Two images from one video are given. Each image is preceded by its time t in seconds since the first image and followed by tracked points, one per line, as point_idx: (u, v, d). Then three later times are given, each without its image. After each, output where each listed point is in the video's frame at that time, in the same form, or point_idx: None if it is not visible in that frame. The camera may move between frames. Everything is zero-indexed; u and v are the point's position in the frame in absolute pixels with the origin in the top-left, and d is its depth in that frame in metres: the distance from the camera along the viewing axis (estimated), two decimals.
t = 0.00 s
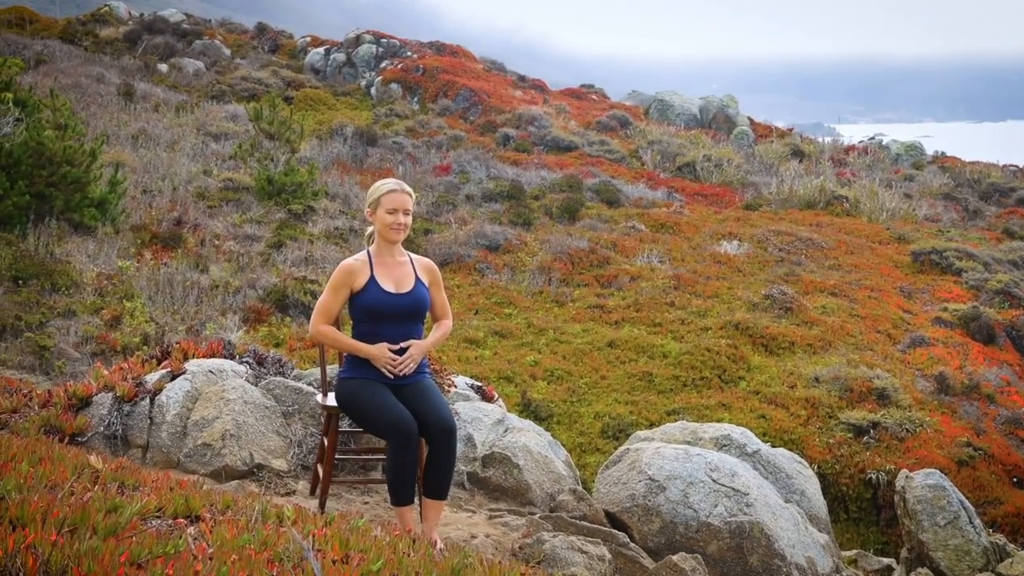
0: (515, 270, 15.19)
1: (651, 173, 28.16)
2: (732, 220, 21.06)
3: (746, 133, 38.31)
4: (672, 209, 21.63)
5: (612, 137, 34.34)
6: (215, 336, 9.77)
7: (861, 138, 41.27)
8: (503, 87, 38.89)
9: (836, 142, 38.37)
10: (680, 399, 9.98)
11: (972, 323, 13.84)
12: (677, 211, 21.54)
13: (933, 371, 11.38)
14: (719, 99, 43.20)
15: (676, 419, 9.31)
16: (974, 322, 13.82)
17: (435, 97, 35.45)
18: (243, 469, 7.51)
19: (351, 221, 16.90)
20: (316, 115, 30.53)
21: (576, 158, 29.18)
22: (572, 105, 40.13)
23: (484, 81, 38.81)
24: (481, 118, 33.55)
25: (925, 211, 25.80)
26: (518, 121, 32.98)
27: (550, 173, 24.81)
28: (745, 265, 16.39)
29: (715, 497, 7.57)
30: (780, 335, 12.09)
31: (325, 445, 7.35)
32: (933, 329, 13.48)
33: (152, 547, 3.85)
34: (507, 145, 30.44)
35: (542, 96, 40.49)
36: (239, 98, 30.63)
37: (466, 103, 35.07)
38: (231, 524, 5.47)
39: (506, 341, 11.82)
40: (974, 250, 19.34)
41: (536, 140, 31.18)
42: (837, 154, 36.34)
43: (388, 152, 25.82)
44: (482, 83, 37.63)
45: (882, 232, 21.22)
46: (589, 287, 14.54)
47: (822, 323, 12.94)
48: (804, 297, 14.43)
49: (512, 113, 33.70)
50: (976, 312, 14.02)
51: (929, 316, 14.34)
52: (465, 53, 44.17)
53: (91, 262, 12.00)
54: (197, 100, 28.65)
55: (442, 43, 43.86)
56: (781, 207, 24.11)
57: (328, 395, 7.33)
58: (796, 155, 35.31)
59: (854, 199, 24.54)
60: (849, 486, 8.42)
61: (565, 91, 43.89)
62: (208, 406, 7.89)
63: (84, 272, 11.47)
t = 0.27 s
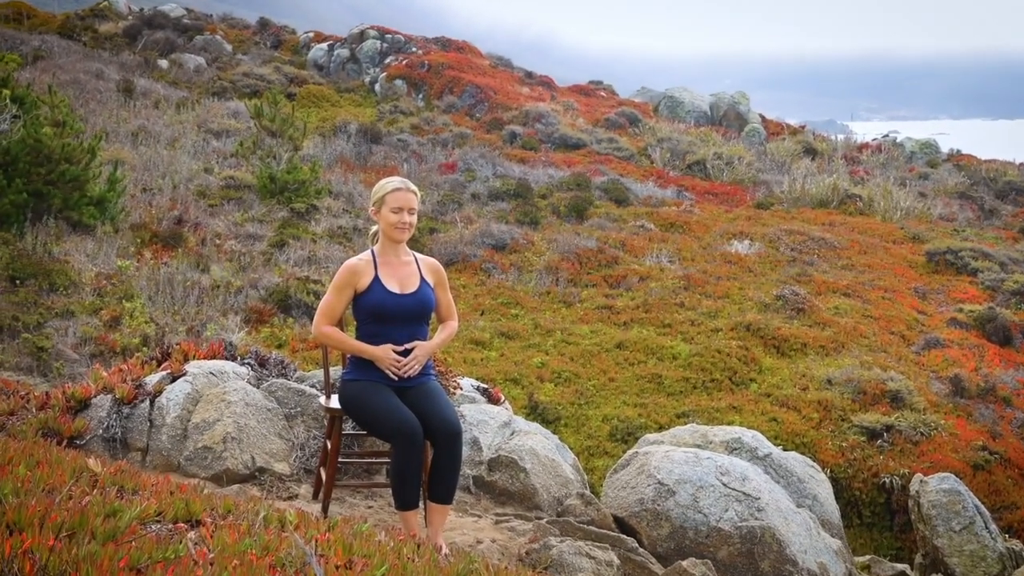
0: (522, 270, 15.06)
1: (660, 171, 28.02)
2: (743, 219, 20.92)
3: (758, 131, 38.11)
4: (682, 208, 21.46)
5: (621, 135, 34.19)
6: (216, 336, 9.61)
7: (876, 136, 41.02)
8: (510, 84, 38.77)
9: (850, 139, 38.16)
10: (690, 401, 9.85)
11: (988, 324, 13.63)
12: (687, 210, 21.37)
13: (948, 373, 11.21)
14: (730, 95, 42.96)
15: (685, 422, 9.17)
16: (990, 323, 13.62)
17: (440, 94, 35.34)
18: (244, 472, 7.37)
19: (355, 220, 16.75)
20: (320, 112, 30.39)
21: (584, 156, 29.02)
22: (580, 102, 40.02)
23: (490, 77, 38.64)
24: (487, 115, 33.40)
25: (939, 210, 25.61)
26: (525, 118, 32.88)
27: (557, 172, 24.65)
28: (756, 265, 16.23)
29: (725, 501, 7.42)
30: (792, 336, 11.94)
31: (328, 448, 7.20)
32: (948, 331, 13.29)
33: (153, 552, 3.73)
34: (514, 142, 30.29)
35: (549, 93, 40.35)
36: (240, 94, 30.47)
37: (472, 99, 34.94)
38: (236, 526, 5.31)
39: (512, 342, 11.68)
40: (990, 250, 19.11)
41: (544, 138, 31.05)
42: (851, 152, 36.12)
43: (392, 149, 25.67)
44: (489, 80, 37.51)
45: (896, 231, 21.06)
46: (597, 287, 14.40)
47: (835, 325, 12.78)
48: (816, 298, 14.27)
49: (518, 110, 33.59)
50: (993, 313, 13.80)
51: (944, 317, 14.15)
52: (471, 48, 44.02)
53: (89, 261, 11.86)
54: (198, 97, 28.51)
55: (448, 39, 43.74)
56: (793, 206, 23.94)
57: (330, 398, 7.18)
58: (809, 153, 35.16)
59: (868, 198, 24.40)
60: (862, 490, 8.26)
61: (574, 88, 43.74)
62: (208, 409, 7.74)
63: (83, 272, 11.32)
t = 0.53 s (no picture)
0: (527, 270, 14.91)
1: (668, 169, 27.89)
2: (752, 218, 20.78)
3: (768, 128, 37.92)
4: (690, 207, 21.30)
5: (627, 132, 34.05)
6: (215, 337, 9.47)
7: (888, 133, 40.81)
8: (514, 81, 38.65)
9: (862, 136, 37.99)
10: (698, 404, 9.71)
11: (1003, 326, 13.47)
12: (695, 209, 21.20)
13: (961, 375, 11.06)
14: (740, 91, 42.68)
15: (693, 425, 9.03)
16: (1005, 324, 13.45)
17: (444, 90, 35.22)
18: (244, 476, 7.22)
19: (356, 219, 16.60)
20: (321, 109, 30.24)
21: (590, 154, 28.88)
22: (586, 98, 39.90)
23: (494, 74, 38.45)
24: (491, 112, 33.26)
25: (952, 209, 25.47)
26: (530, 114, 32.77)
27: (563, 170, 24.51)
28: (765, 265, 16.08)
29: (735, 506, 7.27)
30: (802, 338, 11.80)
31: (329, 452, 7.05)
32: (961, 333, 13.13)
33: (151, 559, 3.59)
34: (518, 139, 30.16)
35: (555, 89, 40.18)
36: (240, 91, 30.31)
37: (477, 96, 34.84)
38: (236, 530, 5.17)
39: (517, 344, 11.54)
40: (1004, 250, 18.93)
41: (549, 135, 30.93)
42: (862, 149, 35.95)
43: (395, 147, 25.51)
44: (493, 76, 37.37)
45: (908, 231, 20.93)
46: (604, 287, 14.25)
47: (846, 326, 12.62)
48: (827, 299, 14.12)
49: (523, 107, 33.48)
50: (1008, 314, 13.63)
51: (958, 318, 14.00)
52: (475, 43, 43.84)
53: (86, 261, 11.71)
54: (197, 93, 28.34)
55: (451, 35, 43.59)
56: (803, 205, 23.81)
57: (331, 400, 7.03)
58: (819, 151, 35.04)
59: (879, 197, 24.27)
60: (873, 494, 8.12)
61: (580, 84, 43.55)
62: (207, 411, 7.59)
63: (80, 272, 11.17)
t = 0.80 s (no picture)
0: (530, 270, 14.77)
1: (673, 167, 27.75)
2: (760, 216, 20.64)
3: (776, 127, 37.74)
4: (696, 206, 21.15)
5: (633, 129, 33.91)
6: (213, 338, 9.32)
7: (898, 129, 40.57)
8: (518, 76, 38.50)
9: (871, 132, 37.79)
10: (705, 406, 9.58)
11: (1016, 326, 13.32)
12: (702, 207, 21.05)
13: (973, 377, 10.92)
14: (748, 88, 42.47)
15: (700, 428, 8.90)
16: (1017, 325, 13.30)
17: (445, 87, 35.09)
18: (242, 480, 7.07)
19: (357, 218, 16.45)
20: (321, 106, 30.08)
21: (595, 152, 28.75)
22: (591, 95, 39.77)
23: (497, 69, 38.30)
24: (494, 109, 33.11)
25: (964, 209, 25.32)
26: (534, 111, 32.66)
27: (567, 168, 24.36)
28: (773, 265, 15.94)
29: (742, 510, 7.12)
30: (811, 339, 11.66)
31: (329, 455, 6.90)
32: (973, 334, 12.98)
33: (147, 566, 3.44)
34: (522, 136, 30.02)
35: (559, 85, 40.02)
36: (238, 87, 30.15)
37: (479, 93, 34.73)
38: (235, 531, 5.01)
39: (520, 345, 11.40)
40: (1017, 249, 18.76)
41: (553, 132, 30.80)
42: (872, 146, 35.77)
43: (395, 144, 25.36)
44: (496, 72, 37.21)
45: (919, 229, 20.80)
46: (609, 288, 14.11)
47: (855, 327, 12.49)
48: (836, 300, 13.98)
49: (527, 103, 33.37)
50: (1022, 315, 13.46)
51: (969, 319, 13.85)
52: (477, 39, 43.67)
53: (81, 260, 11.57)
54: (194, 89, 28.17)
55: (453, 30, 43.41)
56: (812, 204, 23.67)
57: (330, 402, 6.88)
58: (828, 148, 34.90)
59: (889, 195, 24.15)
60: (882, 499, 7.97)
61: (584, 81, 43.41)
62: (204, 413, 7.44)
63: (74, 271, 11.03)
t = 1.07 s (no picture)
0: (532, 270, 14.62)
1: (678, 165, 27.62)
2: (766, 215, 20.50)
3: (783, 123, 37.42)
4: (701, 205, 21.02)
5: (636, 126, 33.76)
6: (209, 339, 9.19)
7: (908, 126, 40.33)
8: (519, 73, 38.35)
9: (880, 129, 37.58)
10: (710, 408, 9.45)
11: None
12: (707, 206, 20.92)
13: (983, 379, 10.79)
14: (754, 85, 42.27)
15: (705, 430, 8.77)
16: None
17: (446, 83, 34.95)
18: (238, 483, 6.94)
19: (355, 217, 16.31)
20: (320, 102, 29.93)
21: (598, 149, 28.61)
22: (594, 91, 39.62)
23: (498, 65, 38.16)
24: (495, 106, 32.97)
25: (974, 207, 25.15)
26: (536, 108, 32.54)
27: (570, 166, 24.23)
28: (780, 265, 15.80)
29: (748, 515, 6.98)
30: (818, 340, 11.53)
31: (327, 459, 6.77)
32: (983, 335, 12.85)
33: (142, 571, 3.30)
34: (524, 134, 29.88)
35: (561, 81, 39.88)
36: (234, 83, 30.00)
37: (480, 89, 34.57)
38: (232, 535, 4.86)
39: (522, 346, 11.27)
40: None
41: (555, 130, 30.66)
42: (880, 144, 35.60)
43: (394, 142, 25.22)
44: (497, 68, 37.04)
45: (927, 229, 20.68)
46: (612, 288, 13.98)
47: (863, 327, 12.36)
48: (844, 300, 13.85)
49: (528, 100, 33.25)
50: None
51: (979, 320, 13.71)
52: (478, 35, 43.49)
53: (74, 260, 11.44)
54: (189, 85, 28.01)
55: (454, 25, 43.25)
56: (819, 203, 23.54)
57: (328, 404, 6.74)
58: (836, 146, 34.73)
59: (897, 193, 24.01)
60: (890, 503, 7.84)
61: (587, 77, 43.24)
62: (200, 416, 7.30)
63: (67, 271, 10.90)
